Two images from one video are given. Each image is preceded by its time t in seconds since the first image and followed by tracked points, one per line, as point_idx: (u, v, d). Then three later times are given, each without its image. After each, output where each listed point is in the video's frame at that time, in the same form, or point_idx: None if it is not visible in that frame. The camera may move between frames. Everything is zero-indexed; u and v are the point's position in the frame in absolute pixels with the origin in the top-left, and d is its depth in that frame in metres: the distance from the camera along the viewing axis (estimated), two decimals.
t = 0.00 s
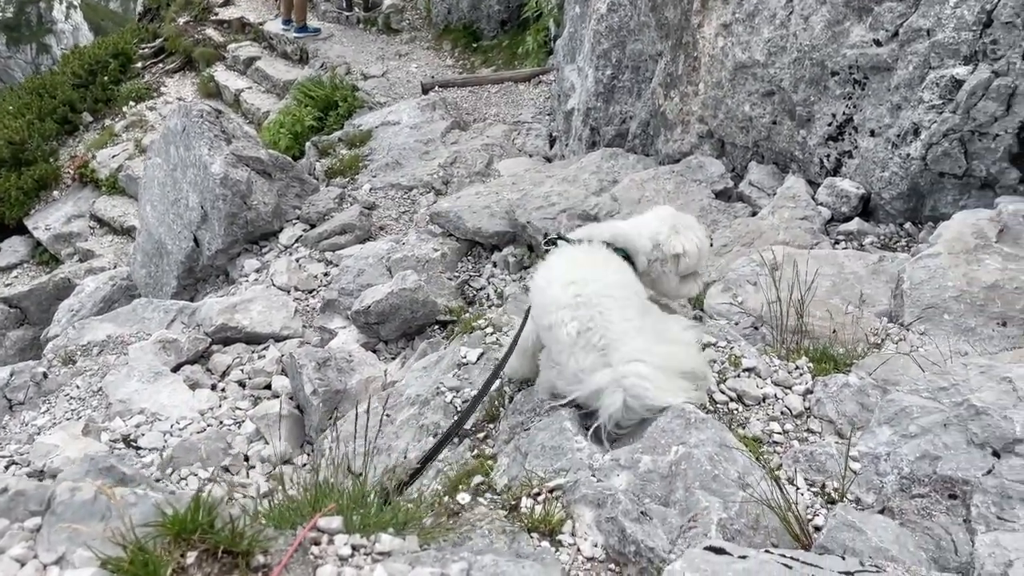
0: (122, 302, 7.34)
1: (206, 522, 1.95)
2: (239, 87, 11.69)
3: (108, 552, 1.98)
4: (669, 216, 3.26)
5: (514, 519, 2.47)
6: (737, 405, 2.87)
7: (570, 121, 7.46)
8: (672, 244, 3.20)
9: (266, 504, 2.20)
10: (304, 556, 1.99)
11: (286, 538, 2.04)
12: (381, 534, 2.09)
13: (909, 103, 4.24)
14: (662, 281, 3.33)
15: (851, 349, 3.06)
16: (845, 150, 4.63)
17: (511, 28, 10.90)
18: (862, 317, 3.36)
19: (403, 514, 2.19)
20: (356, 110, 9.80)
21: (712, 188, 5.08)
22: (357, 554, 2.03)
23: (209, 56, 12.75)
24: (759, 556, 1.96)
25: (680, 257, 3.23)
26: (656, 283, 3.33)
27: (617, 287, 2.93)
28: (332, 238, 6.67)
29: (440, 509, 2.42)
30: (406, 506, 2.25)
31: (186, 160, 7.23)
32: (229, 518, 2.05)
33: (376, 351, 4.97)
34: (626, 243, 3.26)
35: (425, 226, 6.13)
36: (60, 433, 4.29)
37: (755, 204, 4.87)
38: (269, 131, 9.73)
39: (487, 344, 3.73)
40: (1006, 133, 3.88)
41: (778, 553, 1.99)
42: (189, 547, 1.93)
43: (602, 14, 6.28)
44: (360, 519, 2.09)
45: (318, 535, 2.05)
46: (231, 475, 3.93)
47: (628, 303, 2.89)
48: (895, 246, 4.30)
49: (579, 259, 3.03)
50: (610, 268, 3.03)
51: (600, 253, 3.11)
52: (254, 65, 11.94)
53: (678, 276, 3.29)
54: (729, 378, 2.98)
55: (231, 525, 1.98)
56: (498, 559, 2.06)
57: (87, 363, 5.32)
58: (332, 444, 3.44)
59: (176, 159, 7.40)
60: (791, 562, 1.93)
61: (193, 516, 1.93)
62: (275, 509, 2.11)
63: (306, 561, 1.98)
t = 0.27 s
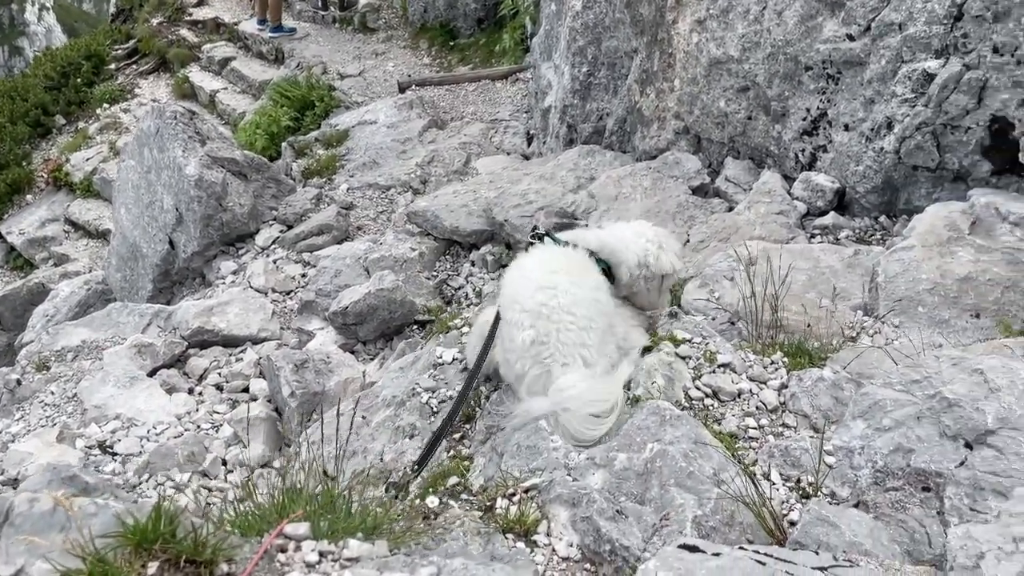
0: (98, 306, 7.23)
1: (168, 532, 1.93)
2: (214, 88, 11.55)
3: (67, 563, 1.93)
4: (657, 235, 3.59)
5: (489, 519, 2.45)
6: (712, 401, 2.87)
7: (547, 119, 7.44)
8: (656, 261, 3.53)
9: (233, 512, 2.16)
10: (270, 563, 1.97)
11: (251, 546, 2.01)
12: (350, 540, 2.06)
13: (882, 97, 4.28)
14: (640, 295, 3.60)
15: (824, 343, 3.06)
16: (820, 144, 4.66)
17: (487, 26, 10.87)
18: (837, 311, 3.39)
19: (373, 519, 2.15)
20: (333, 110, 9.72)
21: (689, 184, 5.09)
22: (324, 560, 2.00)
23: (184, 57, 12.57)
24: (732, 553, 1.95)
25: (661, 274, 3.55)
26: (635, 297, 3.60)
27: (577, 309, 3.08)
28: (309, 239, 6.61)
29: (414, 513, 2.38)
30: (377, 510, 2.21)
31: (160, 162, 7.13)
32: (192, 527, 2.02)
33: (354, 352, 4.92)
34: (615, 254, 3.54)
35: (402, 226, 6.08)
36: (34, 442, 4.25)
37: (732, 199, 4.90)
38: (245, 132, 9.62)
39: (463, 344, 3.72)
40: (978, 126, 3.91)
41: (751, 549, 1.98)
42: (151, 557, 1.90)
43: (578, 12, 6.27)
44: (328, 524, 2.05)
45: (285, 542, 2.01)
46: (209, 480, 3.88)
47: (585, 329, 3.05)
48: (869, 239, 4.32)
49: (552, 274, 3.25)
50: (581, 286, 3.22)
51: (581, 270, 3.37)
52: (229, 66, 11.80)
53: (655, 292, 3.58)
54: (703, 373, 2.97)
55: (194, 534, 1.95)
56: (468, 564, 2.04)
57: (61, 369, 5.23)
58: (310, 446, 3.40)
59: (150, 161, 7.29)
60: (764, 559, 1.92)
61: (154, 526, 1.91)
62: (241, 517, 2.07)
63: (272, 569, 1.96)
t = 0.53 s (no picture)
0: (72, 313, 7.10)
1: (133, 538, 1.88)
2: (189, 91, 11.41)
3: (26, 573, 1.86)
4: (679, 205, 3.60)
5: (466, 519, 2.42)
6: (688, 396, 2.86)
7: (524, 118, 7.44)
8: (676, 232, 3.53)
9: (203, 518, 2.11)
10: (239, 568, 1.92)
11: (219, 552, 1.97)
12: (321, 543, 2.02)
13: (855, 92, 4.32)
14: (654, 265, 3.61)
15: (799, 336, 3.08)
16: (794, 140, 4.70)
17: (463, 26, 10.84)
18: (813, 304, 3.42)
19: (345, 523, 2.12)
20: (309, 111, 9.64)
21: (665, 181, 5.11)
22: (295, 563, 1.96)
23: (157, 60, 12.42)
24: (708, 548, 1.94)
25: (679, 245, 3.56)
26: (649, 266, 3.60)
27: (572, 288, 3.16)
28: (286, 242, 6.54)
29: (389, 514, 2.36)
30: (350, 513, 2.17)
31: (133, 165, 7.02)
32: (159, 533, 1.97)
33: (333, 354, 4.88)
34: (634, 221, 3.50)
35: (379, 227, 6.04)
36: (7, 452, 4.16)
37: (708, 195, 4.92)
38: (220, 135, 9.50)
39: (440, 344, 3.70)
40: (949, 119, 3.96)
41: (726, 544, 1.98)
42: (115, 565, 1.87)
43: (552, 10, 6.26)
44: (297, 527, 2.01)
45: (254, 546, 1.97)
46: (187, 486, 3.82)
47: (577, 309, 3.13)
48: (844, 233, 4.38)
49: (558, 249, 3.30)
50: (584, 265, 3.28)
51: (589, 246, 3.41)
52: (203, 68, 11.67)
53: (671, 263, 3.59)
54: (680, 368, 2.97)
55: (160, 540, 1.90)
56: (442, 565, 2.01)
57: (34, 377, 5.13)
58: (288, 450, 3.36)
59: (123, 165, 7.18)
60: (742, 554, 1.91)
61: (118, 533, 1.87)
62: (209, 523, 2.04)
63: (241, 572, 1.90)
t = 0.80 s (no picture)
0: (44, 323, 6.97)
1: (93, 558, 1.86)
2: (161, 96, 11.26)
3: None
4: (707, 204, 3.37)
5: (440, 527, 2.40)
6: (664, 398, 2.84)
7: (499, 120, 7.42)
8: (700, 230, 3.32)
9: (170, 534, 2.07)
10: None
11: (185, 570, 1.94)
12: (290, 557, 2.00)
13: (826, 91, 4.36)
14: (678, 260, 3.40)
15: (774, 336, 3.10)
16: (767, 139, 4.72)
17: (438, 29, 10.80)
18: (789, 302, 3.45)
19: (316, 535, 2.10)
20: (284, 115, 9.55)
21: (641, 181, 5.12)
22: None
23: (129, 65, 12.25)
24: (683, 552, 1.94)
25: (702, 244, 3.35)
26: (671, 259, 3.40)
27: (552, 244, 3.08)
28: (261, 247, 6.47)
29: (366, 527, 2.32)
30: (320, 524, 2.15)
31: (105, 172, 6.90)
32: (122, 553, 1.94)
33: (309, 361, 4.83)
34: (657, 213, 3.29)
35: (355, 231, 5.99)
36: None
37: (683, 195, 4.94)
38: (193, 141, 9.38)
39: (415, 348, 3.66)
40: (920, 116, 4.01)
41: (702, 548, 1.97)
42: None
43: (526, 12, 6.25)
44: (265, 543, 1.99)
45: (220, 563, 1.95)
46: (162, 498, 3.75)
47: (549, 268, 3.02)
48: (818, 230, 4.42)
49: (571, 206, 3.15)
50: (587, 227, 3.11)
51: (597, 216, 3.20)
52: (176, 73, 11.52)
53: (693, 262, 3.38)
54: (655, 370, 2.93)
55: (121, 559, 1.87)
56: None
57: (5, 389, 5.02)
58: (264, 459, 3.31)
59: (95, 172, 7.06)
60: (715, 558, 1.92)
61: (77, 554, 1.83)
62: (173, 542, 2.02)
63: None
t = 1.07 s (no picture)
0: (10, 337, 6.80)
1: None
2: (130, 104, 11.08)
3: None
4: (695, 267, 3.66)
5: (399, 548, 2.37)
6: (628, 408, 2.81)
7: (471, 124, 7.39)
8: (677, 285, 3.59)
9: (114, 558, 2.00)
10: None
11: None
12: None
13: (792, 93, 4.38)
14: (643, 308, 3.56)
15: (739, 342, 3.12)
16: (735, 141, 4.74)
17: (410, 33, 10.74)
18: (757, 305, 3.49)
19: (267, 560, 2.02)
20: (255, 122, 9.43)
21: (611, 185, 5.12)
22: None
23: (97, 74, 12.04)
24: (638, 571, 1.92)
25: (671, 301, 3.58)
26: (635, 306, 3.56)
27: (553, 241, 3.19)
28: (231, 256, 6.37)
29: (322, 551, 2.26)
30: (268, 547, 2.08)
31: (69, 183, 6.75)
32: None
33: (279, 372, 4.76)
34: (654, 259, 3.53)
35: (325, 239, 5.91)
36: None
37: (653, 198, 4.95)
38: (162, 149, 9.22)
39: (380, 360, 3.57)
40: (883, 118, 4.08)
41: (657, 565, 1.95)
42: None
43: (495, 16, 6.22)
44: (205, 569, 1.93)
45: None
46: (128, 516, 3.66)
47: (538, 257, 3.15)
48: (787, 232, 4.45)
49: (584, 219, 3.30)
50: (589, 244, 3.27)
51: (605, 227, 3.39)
52: (144, 80, 11.33)
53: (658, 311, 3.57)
54: (619, 381, 2.91)
55: None
56: None
57: None
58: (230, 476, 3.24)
59: (60, 183, 6.91)
60: None
61: None
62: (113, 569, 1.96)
63: None
